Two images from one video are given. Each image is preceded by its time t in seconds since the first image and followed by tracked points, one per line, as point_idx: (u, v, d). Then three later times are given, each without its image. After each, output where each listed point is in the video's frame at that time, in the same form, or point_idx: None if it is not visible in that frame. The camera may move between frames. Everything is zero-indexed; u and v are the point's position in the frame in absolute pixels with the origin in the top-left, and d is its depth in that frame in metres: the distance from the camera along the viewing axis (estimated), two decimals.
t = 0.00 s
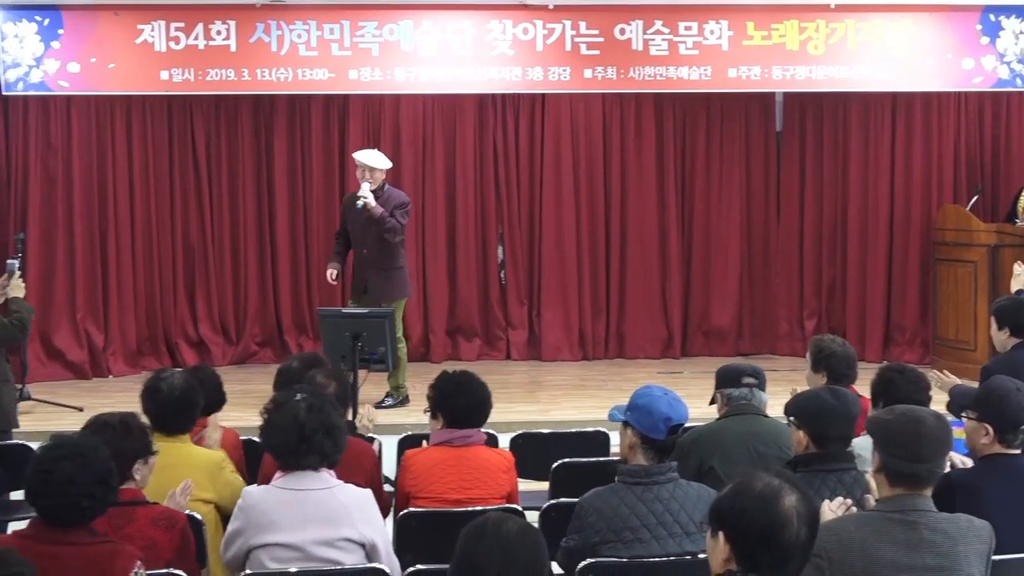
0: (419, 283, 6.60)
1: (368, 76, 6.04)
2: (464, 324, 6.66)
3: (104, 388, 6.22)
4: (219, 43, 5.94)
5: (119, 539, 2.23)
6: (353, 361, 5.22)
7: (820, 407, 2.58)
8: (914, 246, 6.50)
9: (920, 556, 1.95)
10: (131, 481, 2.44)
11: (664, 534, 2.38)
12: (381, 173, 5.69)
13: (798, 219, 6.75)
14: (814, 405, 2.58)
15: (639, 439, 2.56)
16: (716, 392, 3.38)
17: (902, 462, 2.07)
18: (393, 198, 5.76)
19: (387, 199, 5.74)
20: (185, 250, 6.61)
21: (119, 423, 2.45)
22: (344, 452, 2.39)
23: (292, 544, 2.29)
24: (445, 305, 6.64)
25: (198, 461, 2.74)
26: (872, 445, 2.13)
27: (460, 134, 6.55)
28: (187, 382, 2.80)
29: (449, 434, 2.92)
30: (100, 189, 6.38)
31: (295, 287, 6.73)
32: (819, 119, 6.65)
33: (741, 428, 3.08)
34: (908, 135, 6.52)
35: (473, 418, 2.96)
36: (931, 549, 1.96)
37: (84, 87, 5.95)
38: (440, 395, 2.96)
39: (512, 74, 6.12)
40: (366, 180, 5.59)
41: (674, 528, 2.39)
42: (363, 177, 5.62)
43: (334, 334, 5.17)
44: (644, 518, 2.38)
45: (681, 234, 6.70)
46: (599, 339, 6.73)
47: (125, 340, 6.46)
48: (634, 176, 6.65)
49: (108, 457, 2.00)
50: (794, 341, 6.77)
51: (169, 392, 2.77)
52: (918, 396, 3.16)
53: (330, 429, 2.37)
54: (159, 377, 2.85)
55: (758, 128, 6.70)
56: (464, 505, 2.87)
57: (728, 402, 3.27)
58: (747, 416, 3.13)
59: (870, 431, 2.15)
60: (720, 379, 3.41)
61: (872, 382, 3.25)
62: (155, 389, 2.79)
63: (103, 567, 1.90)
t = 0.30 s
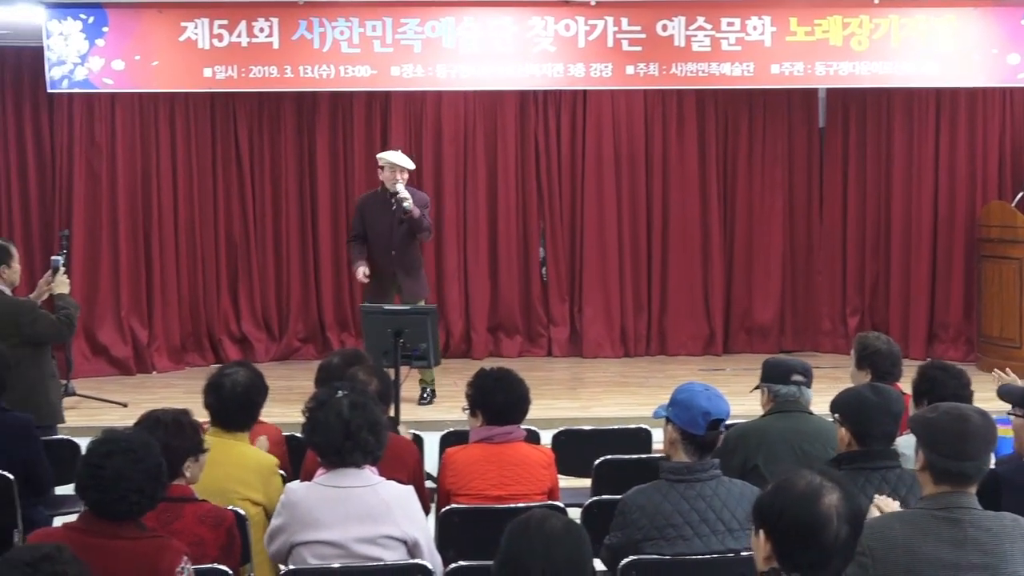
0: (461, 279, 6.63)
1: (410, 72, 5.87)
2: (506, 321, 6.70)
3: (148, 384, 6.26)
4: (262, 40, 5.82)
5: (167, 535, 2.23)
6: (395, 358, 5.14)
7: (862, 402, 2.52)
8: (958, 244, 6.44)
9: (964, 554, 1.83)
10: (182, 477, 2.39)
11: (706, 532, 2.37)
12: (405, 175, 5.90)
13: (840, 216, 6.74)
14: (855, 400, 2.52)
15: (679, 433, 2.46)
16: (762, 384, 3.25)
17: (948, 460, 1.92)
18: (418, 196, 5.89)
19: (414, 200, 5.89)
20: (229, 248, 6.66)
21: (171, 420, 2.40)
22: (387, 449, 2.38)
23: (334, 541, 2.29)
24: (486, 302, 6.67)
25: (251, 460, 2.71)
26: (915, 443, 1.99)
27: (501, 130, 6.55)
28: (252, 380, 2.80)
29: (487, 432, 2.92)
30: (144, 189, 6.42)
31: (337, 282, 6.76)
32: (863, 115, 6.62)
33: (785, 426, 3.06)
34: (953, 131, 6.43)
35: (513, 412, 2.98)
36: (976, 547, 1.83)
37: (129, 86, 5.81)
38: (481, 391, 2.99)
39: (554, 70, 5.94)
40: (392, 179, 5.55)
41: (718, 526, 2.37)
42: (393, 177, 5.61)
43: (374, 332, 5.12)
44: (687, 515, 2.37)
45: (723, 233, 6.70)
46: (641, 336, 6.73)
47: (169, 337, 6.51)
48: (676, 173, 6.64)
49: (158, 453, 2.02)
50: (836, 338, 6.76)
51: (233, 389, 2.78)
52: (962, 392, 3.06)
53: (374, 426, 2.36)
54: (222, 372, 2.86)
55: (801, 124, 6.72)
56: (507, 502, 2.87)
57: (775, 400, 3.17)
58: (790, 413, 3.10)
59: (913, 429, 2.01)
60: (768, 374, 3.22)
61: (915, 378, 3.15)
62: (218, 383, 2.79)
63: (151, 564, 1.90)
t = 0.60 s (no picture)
0: (502, 277, 6.66)
1: (451, 71, 5.69)
2: (546, 320, 6.72)
3: (189, 380, 6.31)
4: (303, 38, 5.69)
5: (209, 531, 2.24)
6: (435, 356, 4.93)
7: (906, 401, 2.48)
8: (1001, 243, 6.39)
9: (1009, 555, 1.82)
10: (221, 473, 2.43)
11: (747, 531, 2.31)
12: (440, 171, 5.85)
13: (882, 213, 6.71)
14: (898, 400, 2.49)
15: (719, 432, 2.43)
16: (806, 382, 3.24)
17: (989, 459, 1.89)
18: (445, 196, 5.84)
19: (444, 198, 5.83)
20: (270, 247, 6.69)
21: (209, 416, 2.45)
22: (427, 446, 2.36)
23: (373, 539, 2.27)
24: (527, 301, 6.70)
25: (296, 458, 2.70)
26: (954, 444, 1.96)
27: (542, 127, 6.58)
28: (301, 379, 2.80)
29: (528, 429, 2.91)
30: (186, 186, 6.45)
31: (377, 279, 6.78)
32: (905, 112, 6.58)
33: (829, 425, 3.03)
34: (997, 125, 6.40)
35: (555, 411, 2.96)
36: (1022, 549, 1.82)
37: (171, 84, 5.69)
38: (523, 389, 2.99)
39: (595, 69, 5.76)
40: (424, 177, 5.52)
41: (757, 525, 2.32)
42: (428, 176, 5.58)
43: (415, 331, 4.95)
44: (728, 515, 2.31)
45: (763, 231, 6.70)
46: (682, 334, 6.75)
47: (211, 334, 6.54)
48: (717, 173, 6.65)
49: (205, 450, 2.02)
50: (878, 337, 6.74)
51: (282, 386, 2.77)
52: (1005, 393, 3.04)
53: (414, 424, 2.34)
54: (273, 368, 2.85)
55: (843, 122, 6.70)
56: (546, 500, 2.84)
57: (821, 398, 3.17)
58: (835, 412, 3.08)
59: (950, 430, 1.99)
60: (814, 373, 3.22)
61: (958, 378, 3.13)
62: (267, 379, 2.79)
63: (195, 562, 1.88)
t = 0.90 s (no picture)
0: (536, 276, 6.70)
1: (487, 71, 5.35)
2: (580, 318, 6.74)
3: (225, 378, 6.34)
4: (337, 39, 5.39)
5: (241, 528, 2.24)
6: (470, 354, 4.82)
7: (942, 401, 2.44)
8: None
9: None
10: (252, 467, 2.44)
11: (783, 531, 2.29)
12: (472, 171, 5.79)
13: (918, 212, 6.68)
14: (934, 401, 2.44)
15: (754, 431, 2.40)
16: (846, 380, 3.19)
17: None
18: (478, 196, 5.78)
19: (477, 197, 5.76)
20: (305, 246, 6.72)
21: (241, 407, 2.47)
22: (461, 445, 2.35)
23: (407, 538, 2.25)
24: (561, 300, 6.72)
25: (326, 455, 2.70)
26: (990, 445, 1.99)
27: (576, 126, 6.61)
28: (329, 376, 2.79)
29: (564, 429, 2.87)
30: (222, 184, 6.48)
31: (412, 278, 6.79)
32: (941, 112, 6.55)
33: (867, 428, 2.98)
34: None
35: (591, 410, 2.90)
36: None
37: (206, 85, 5.43)
38: (557, 387, 2.93)
39: (629, 68, 5.41)
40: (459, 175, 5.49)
41: (794, 525, 2.30)
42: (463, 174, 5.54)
43: (451, 330, 4.83)
44: (763, 514, 2.29)
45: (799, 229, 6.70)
46: (716, 333, 6.76)
47: (247, 333, 6.58)
48: (752, 173, 6.66)
49: (240, 446, 2.00)
50: (914, 336, 6.72)
51: (310, 385, 2.77)
52: None
53: (449, 422, 2.32)
54: (302, 368, 2.85)
55: (878, 121, 6.69)
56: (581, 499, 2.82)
57: (861, 398, 3.12)
58: (874, 414, 3.03)
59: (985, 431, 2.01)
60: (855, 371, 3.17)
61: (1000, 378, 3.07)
62: (295, 378, 2.79)
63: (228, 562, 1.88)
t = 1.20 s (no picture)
0: (567, 275, 6.72)
1: (517, 71, 5.22)
2: (611, 318, 6.74)
3: (255, 378, 6.36)
4: (370, 39, 5.24)
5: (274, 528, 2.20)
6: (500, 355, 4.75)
7: (975, 402, 2.43)
8: None
9: None
10: (282, 465, 2.34)
11: (815, 532, 2.28)
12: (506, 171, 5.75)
13: (950, 212, 6.66)
14: (967, 400, 2.43)
15: (786, 432, 2.36)
16: (881, 381, 3.11)
17: None
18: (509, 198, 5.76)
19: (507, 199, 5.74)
20: (336, 246, 6.73)
21: (272, 405, 2.38)
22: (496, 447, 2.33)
23: (440, 538, 2.23)
24: (591, 300, 6.72)
25: (349, 452, 2.69)
26: None
27: (606, 125, 6.61)
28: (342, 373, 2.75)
29: (599, 429, 2.84)
30: (254, 183, 6.50)
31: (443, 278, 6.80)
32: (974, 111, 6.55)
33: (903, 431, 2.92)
34: None
35: (626, 412, 2.84)
36: None
37: (242, 85, 5.27)
38: (591, 388, 2.88)
39: (660, 67, 5.25)
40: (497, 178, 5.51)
41: (826, 526, 2.28)
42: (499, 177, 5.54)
43: (481, 329, 4.77)
44: (795, 515, 2.27)
45: (829, 226, 6.71)
46: (747, 332, 6.76)
47: (278, 333, 6.60)
48: (783, 172, 6.66)
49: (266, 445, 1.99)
50: (945, 336, 6.70)
51: (324, 383, 2.72)
52: None
53: (484, 422, 2.31)
54: (313, 367, 2.79)
55: (911, 121, 6.65)
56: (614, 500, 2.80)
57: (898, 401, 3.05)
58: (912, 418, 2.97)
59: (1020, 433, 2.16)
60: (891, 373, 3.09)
61: None
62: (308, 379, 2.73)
63: (259, 558, 1.87)
